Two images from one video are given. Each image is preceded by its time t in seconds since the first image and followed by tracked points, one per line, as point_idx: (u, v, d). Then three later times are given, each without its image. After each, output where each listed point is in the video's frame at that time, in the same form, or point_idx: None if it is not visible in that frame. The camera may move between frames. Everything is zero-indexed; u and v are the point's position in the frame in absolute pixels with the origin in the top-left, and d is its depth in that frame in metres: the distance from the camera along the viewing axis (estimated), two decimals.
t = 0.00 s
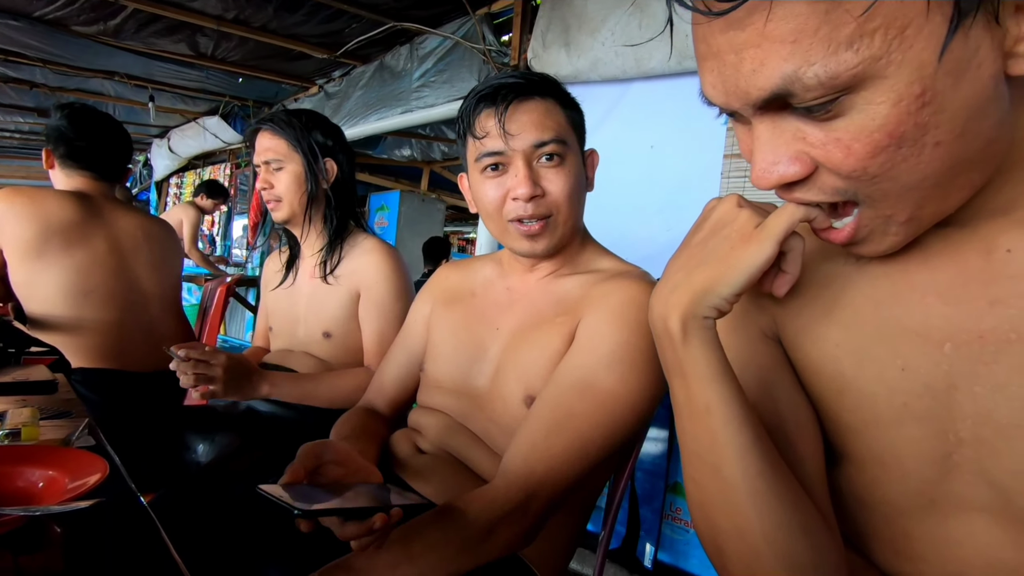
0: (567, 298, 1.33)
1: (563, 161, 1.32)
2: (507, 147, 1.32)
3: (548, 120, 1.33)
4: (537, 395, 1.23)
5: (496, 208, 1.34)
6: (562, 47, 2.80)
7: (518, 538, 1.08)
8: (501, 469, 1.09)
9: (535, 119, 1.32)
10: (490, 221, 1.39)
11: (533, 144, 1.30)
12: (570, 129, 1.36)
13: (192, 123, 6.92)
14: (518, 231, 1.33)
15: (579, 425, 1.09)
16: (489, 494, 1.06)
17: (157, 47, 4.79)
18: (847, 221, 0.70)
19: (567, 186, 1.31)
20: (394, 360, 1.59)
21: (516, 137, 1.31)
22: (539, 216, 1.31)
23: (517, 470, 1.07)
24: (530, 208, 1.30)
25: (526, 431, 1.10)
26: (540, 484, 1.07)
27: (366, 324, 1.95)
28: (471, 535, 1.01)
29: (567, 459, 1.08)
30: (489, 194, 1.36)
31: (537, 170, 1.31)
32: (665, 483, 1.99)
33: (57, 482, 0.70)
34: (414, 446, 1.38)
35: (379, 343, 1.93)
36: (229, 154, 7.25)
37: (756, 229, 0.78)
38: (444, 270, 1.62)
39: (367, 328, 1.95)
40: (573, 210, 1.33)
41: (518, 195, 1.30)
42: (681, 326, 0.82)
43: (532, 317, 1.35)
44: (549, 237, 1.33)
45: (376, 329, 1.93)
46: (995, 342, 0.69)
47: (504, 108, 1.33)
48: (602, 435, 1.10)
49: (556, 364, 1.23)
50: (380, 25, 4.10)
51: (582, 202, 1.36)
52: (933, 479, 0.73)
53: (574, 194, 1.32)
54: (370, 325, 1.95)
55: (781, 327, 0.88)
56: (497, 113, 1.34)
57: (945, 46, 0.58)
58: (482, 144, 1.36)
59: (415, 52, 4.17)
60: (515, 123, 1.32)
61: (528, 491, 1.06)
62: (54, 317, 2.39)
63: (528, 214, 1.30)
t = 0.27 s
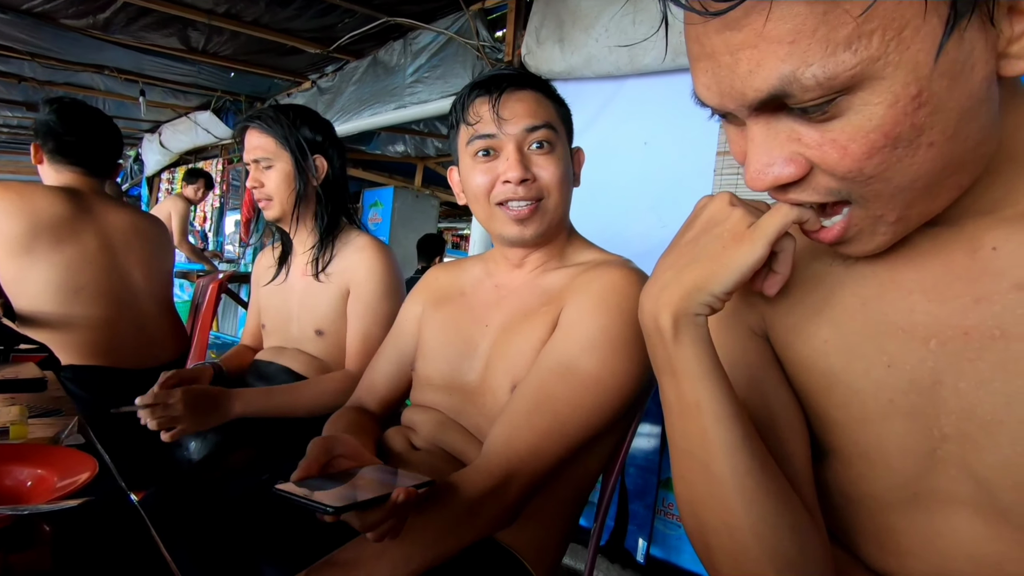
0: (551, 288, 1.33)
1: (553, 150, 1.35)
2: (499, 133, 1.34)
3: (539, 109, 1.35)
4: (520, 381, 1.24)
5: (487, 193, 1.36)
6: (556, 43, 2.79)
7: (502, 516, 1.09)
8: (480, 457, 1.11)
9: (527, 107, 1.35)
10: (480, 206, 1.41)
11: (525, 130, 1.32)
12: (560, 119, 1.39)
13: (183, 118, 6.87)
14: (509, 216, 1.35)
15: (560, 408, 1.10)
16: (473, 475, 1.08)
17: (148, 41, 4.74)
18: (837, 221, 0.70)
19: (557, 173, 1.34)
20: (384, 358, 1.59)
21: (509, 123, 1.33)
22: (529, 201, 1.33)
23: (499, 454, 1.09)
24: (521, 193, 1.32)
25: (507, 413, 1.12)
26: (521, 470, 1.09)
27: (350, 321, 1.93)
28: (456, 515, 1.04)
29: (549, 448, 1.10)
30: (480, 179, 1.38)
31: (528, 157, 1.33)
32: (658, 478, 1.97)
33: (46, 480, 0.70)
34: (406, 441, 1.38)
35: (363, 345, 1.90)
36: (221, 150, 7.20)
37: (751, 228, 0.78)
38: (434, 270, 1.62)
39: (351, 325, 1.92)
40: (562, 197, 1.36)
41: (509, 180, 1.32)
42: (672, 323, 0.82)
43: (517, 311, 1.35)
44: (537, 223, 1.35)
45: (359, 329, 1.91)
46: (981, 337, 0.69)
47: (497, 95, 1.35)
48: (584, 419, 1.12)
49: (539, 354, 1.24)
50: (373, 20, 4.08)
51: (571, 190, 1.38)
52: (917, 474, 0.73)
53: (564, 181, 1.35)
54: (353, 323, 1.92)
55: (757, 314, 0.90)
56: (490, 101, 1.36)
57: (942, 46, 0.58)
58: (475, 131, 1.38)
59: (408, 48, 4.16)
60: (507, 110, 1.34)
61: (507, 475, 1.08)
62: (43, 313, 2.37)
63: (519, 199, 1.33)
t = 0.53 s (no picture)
0: (537, 287, 1.34)
1: (536, 156, 1.36)
2: (481, 141, 1.35)
3: (521, 115, 1.36)
4: (506, 376, 1.25)
5: (471, 199, 1.38)
6: (548, 42, 2.78)
7: (486, 505, 1.10)
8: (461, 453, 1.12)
9: (509, 113, 1.35)
10: (465, 211, 1.43)
11: (507, 138, 1.33)
12: (543, 124, 1.39)
13: (174, 114, 6.82)
14: (492, 221, 1.37)
15: (542, 399, 1.11)
16: (457, 467, 1.10)
17: (138, 36, 4.70)
18: (841, 229, 0.68)
19: (541, 177, 1.35)
20: (374, 359, 1.59)
21: (490, 130, 1.34)
22: (512, 207, 1.35)
23: (482, 447, 1.10)
24: (503, 199, 1.34)
25: (490, 408, 1.14)
26: (504, 467, 1.10)
27: (337, 321, 1.93)
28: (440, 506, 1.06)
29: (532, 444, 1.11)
30: (464, 185, 1.39)
31: (510, 163, 1.34)
32: (649, 476, 2.00)
33: (35, 483, 0.66)
34: (398, 440, 1.38)
35: (348, 344, 1.89)
36: (212, 146, 7.16)
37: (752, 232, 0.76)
38: (423, 274, 1.62)
39: (337, 325, 1.92)
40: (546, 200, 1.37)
41: (492, 187, 1.33)
42: (671, 325, 0.81)
43: (504, 311, 1.36)
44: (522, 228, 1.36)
45: (345, 330, 1.90)
46: (977, 345, 0.68)
47: (479, 102, 1.36)
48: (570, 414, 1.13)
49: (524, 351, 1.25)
50: (366, 17, 4.07)
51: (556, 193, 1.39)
52: (904, 477, 0.73)
53: (547, 185, 1.36)
54: (340, 324, 1.92)
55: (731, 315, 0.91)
56: (472, 108, 1.37)
57: (966, 58, 0.56)
58: (458, 138, 1.39)
59: (401, 45, 4.14)
60: (489, 117, 1.35)
61: (489, 468, 1.09)
62: (32, 312, 2.36)
63: (501, 204, 1.34)
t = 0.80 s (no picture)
0: (542, 298, 1.39)
1: (538, 179, 1.38)
2: (484, 166, 1.37)
3: (523, 139, 1.37)
4: (511, 383, 1.30)
5: (475, 222, 1.42)
6: (549, 47, 2.82)
7: (491, 508, 1.15)
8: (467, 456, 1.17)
9: (511, 138, 1.37)
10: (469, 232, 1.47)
11: (509, 165, 1.36)
12: (546, 146, 1.41)
13: (176, 113, 6.86)
14: (495, 244, 1.41)
15: (544, 410, 1.15)
16: (462, 471, 1.14)
17: (141, 37, 4.73)
18: (851, 247, 0.66)
19: (543, 202, 1.38)
20: (380, 364, 1.63)
21: (492, 157, 1.37)
22: (515, 231, 1.39)
23: (488, 451, 1.14)
24: (506, 224, 1.37)
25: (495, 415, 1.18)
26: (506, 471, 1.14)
27: (342, 325, 1.98)
28: (446, 504, 1.11)
29: (535, 444, 1.15)
30: (468, 208, 1.43)
31: (513, 189, 1.37)
32: (647, 476, 2.03)
33: (70, 488, 0.70)
34: (404, 445, 1.43)
35: (353, 348, 1.94)
36: (214, 146, 7.19)
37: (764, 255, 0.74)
38: (428, 279, 1.66)
39: (342, 329, 1.97)
40: (549, 222, 1.41)
41: (495, 212, 1.37)
42: (681, 345, 0.79)
43: (511, 319, 1.40)
44: (527, 251, 1.40)
45: (351, 333, 1.95)
46: (972, 365, 0.68)
47: (482, 126, 1.37)
48: (573, 419, 1.17)
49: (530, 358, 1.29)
50: (368, 20, 4.10)
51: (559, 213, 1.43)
52: (894, 488, 0.73)
53: (549, 209, 1.39)
54: (345, 328, 1.97)
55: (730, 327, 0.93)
56: (474, 133, 1.39)
57: (998, 98, 0.54)
58: (461, 163, 1.41)
59: (403, 48, 4.18)
60: (492, 143, 1.37)
61: (493, 471, 1.14)
62: (40, 313, 2.40)
63: (504, 229, 1.38)
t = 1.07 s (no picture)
0: (541, 319, 1.45)
1: (525, 228, 1.39)
2: (473, 217, 1.37)
3: (510, 189, 1.37)
4: (511, 402, 1.37)
5: (468, 266, 1.44)
6: (547, 61, 2.91)
7: (489, 524, 1.21)
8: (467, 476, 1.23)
9: (498, 188, 1.36)
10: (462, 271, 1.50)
11: (495, 220, 1.35)
12: (532, 190, 1.40)
13: (177, 120, 6.92)
14: (489, 286, 1.45)
15: (539, 432, 1.23)
16: (464, 489, 1.21)
17: (144, 48, 4.80)
18: (819, 289, 0.70)
19: (532, 247, 1.40)
20: (381, 374, 1.69)
21: (478, 212, 1.36)
22: (506, 277, 1.41)
23: (488, 470, 1.21)
24: (497, 271, 1.40)
25: (494, 436, 1.24)
26: (501, 485, 1.20)
27: (344, 336, 2.04)
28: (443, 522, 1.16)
29: (530, 461, 1.22)
30: (460, 253, 1.44)
31: (500, 241, 1.38)
32: (642, 482, 2.10)
33: (100, 501, 0.76)
34: (403, 456, 1.49)
35: (355, 359, 2.00)
36: (215, 153, 7.27)
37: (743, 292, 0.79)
38: (429, 291, 1.73)
39: (345, 341, 2.03)
40: (538, 262, 1.43)
41: (486, 260, 1.39)
42: (666, 373, 0.82)
43: (510, 338, 1.47)
44: (517, 291, 1.45)
45: (353, 343, 2.02)
46: (928, 394, 0.72)
47: (469, 177, 1.36)
48: (566, 437, 1.24)
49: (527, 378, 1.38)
50: (369, 32, 4.17)
51: (547, 250, 1.45)
52: (857, 501, 0.78)
53: (538, 252, 1.41)
54: (347, 340, 2.03)
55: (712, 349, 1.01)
56: (459, 185, 1.38)
57: (948, 168, 0.58)
58: (448, 214, 1.42)
59: (403, 59, 4.26)
60: (479, 194, 1.36)
61: (490, 489, 1.20)
62: (48, 324, 2.46)
63: (497, 276, 1.41)
